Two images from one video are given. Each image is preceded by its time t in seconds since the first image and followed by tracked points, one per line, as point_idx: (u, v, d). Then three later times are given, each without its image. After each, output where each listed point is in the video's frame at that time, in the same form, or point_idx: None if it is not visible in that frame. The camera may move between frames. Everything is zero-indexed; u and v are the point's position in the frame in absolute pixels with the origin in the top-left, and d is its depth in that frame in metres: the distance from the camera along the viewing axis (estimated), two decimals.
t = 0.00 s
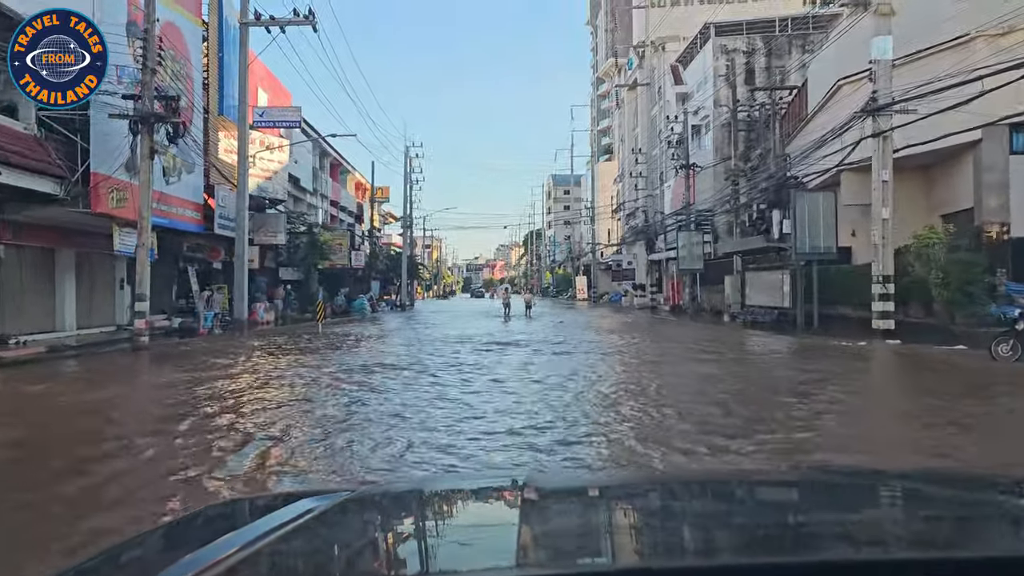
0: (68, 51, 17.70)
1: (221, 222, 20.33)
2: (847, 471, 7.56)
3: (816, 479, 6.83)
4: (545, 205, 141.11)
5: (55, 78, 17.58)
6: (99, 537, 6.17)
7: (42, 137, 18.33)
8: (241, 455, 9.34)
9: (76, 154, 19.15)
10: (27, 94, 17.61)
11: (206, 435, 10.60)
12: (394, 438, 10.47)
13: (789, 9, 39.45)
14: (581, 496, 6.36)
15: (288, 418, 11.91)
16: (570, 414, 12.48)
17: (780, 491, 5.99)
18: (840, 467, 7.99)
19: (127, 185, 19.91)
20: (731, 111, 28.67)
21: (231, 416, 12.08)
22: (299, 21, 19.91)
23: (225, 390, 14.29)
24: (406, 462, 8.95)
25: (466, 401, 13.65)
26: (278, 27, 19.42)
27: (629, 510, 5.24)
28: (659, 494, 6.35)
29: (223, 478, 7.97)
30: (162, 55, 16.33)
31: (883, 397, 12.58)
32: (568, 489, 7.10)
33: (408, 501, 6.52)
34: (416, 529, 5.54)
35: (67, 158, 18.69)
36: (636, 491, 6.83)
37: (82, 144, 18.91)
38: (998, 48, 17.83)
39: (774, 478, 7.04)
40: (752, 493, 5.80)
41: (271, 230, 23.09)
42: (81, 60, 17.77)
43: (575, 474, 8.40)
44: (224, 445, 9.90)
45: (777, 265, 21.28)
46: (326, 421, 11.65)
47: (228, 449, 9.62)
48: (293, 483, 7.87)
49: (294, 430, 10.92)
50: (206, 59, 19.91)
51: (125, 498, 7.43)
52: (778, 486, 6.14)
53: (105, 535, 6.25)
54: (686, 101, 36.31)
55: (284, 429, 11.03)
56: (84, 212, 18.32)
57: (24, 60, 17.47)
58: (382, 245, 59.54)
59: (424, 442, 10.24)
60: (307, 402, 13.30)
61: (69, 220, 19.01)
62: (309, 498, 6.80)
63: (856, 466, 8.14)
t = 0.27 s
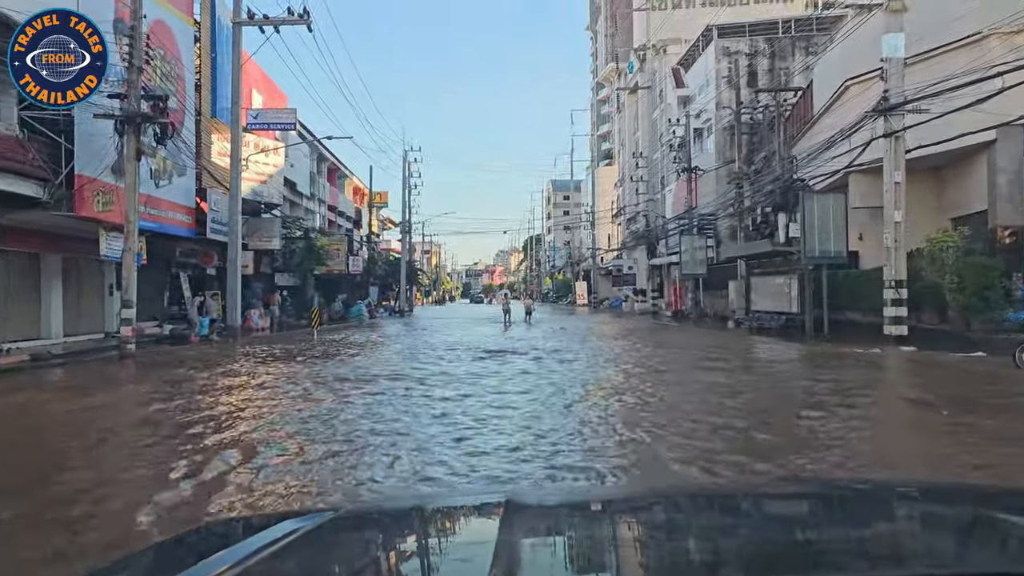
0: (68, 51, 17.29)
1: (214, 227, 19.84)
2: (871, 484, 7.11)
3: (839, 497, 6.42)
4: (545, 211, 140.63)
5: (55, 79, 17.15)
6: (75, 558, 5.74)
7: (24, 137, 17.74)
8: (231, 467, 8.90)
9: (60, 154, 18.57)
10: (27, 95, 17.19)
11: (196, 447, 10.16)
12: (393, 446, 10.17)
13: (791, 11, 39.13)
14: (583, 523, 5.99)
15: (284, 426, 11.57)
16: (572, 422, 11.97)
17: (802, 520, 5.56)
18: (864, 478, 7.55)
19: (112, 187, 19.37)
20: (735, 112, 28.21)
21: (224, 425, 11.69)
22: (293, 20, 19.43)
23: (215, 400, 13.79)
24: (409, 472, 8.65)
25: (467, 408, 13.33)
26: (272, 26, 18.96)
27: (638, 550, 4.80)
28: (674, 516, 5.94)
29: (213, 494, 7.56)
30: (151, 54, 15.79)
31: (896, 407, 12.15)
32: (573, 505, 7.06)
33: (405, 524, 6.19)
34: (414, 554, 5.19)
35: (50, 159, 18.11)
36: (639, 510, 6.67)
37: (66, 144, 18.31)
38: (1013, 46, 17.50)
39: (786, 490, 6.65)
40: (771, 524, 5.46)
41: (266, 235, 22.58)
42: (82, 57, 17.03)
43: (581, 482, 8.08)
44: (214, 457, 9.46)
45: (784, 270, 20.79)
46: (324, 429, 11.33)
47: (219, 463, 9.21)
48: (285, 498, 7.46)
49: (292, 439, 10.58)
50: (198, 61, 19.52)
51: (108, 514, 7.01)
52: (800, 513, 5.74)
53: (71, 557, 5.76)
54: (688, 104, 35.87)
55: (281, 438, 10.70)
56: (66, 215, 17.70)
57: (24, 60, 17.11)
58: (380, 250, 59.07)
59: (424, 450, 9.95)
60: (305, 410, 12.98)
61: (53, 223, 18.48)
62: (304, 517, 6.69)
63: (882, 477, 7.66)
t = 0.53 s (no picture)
0: (68, 50, 16.87)
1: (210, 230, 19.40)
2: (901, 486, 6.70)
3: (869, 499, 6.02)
4: (548, 215, 140.05)
5: (54, 79, 16.72)
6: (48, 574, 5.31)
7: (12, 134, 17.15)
8: (226, 479, 8.53)
9: (48, 153, 17.98)
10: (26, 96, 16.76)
11: (188, 456, 9.74)
12: (398, 456, 9.76)
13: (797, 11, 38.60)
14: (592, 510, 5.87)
15: (283, 435, 11.15)
16: (578, 428, 11.49)
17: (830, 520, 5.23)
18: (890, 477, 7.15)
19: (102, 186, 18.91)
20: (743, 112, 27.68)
21: (220, 433, 11.27)
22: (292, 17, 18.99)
23: (207, 406, 13.33)
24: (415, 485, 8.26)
25: (472, 413, 12.91)
26: (269, 23, 18.50)
27: (655, 542, 4.52)
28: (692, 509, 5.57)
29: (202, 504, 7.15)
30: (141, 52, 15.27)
31: (918, 412, 11.66)
32: (579, 497, 6.89)
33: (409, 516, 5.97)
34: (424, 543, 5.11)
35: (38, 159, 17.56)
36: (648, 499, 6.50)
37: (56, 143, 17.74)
38: None
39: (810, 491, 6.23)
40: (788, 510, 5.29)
41: (264, 238, 22.12)
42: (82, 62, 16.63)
43: (594, 490, 7.69)
44: (207, 468, 9.06)
45: (794, 273, 20.29)
46: (325, 438, 10.92)
47: (212, 474, 8.79)
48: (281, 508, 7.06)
49: (291, 449, 10.18)
50: (195, 60, 19.07)
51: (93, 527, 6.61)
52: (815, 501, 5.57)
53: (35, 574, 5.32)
54: (693, 105, 35.38)
55: (280, 447, 10.29)
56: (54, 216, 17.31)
57: (23, 59, 16.72)
58: (382, 254, 58.49)
59: (430, 461, 9.55)
60: (307, 418, 12.56)
61: (42, 224, 18.00)
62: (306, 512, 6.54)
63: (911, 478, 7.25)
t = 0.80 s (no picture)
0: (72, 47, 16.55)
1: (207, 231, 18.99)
2: (918, 506, 6.43)
3: (880, 523, 5.82)
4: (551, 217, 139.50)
5: (55, 79, 14.55)
6: None
7: None
8: (218, 486, 8.32)
9: (35, 151, 17.48)
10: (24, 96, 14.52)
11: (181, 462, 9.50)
12: (398, 461, 9.48)
13: (805, 10, 38.07)
14: (591, 524, 6.21)
15: (279, 440, 10.85)
16: (583, 434, 11.04)
17: (841, 551, 5.02)
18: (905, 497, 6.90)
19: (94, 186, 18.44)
20: (752, 112, 27.21)
21: (214, 440, 10.94)
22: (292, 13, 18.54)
23: (202, 413, 12.93)
24: (412, 492, 7.98)
25: (476, 419, 12.50)
26: (267, 20, 18.06)
27: (650, 567, 4.67)
28: (694, 536, 5.58)
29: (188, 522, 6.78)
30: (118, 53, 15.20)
31: (936, 420, 11.26)
32: (582, 510, 6.95)
33: (413, 527, 6.23)
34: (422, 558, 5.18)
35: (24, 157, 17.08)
36: (647, 511, 6.77)
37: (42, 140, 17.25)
38: None
39: (818, 515, 6.14)
40: (776, 533, 5.59)
41: (263, 240, 21.72)
42: (83, 60, 14.97)
43: (597, 499, 7.42)
44: (200, 475, 8.82)
45: (807, 275, 19.80)
46: (323, 443, 10.64)
47: (200, 483, 8.42)
48: (272, 522, 6.72)
49: (287, 453, 9.90)
50: (191, 58, 18.75)
51: (79, 540, 6.43)
52: (810, 526, 5.74)
53: None
54: (699, 105, 34.86)
55: (277, 452, 10.02)
56: (42, 217, 16.88)
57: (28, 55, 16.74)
58: (385, 256, 58.04)
59: (430, 466, 9.26)
60: (306, 423, 12.27)
61: (30, 225, 17.56)
62: (313, 520, 6.75)
63: (927, 497, 6.97)
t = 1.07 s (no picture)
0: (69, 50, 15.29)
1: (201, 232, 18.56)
2: (941, 513, 6.04)
3: (899, 531, 5.48)
4: (553, 221, 139.09)
5: (55, 79, 13.97)
6: None
7: None
8: (205, 490, 7.98)
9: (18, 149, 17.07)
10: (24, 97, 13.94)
11: (168, 467, 9.15)
12: (395, 464, 9.12)
13: (810, 10, 37.65)
14: (593, 528, 5.99)
15: (273, 445, 10.50)
16: (586, 438, 10.67)
17: (858, 567, 4.67)
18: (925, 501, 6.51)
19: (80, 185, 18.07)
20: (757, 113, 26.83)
21: (202, 445, 10.59)
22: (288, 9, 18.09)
23: (191, 418, 12.57)
24: (408, 495, 7.63)
25: (476, 423, 12.11)
26: (263, 16, 17.66)
27: None
28: (700, 544, 5.30)
29: (167, 530, 6.44)
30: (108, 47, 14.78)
31: (950, 425, 10.89)
32: (584, 513, 6.64)
33: (412, 533, 5.95)
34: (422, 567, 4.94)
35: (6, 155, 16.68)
36: (653, 515, 6.52)
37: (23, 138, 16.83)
38: None
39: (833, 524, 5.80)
40: (789, 539, 5.35)
41: (259, 242, 21.31)
42: (82, 60, 14.29)
43: (601, 504, 7.07)
44: (187, 479, 8.48)
45: (816, 278, 19.36)
46: (318, 446, 10.28)
47: (185, 489, 8.06)
48: (257, 530, 6.39)
49: (281, 458, 9.57)
50: (184, 56, 18.49)
51: (51, 547, 6.08)
52: (825, 534, 5.46)
53: None
54: (703, 107, 34.48)
55: (267, 457, 9.67)
56: (26, 217, 16.54)
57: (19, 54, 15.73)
58: (385, 261, 57.59)
59: (429, 468, 8.91)
60: (303, 427, 11.90)
61: (16, 226, 17.17)
62: (302, 526, 6.43)
63: (948, 502, 6.57)
